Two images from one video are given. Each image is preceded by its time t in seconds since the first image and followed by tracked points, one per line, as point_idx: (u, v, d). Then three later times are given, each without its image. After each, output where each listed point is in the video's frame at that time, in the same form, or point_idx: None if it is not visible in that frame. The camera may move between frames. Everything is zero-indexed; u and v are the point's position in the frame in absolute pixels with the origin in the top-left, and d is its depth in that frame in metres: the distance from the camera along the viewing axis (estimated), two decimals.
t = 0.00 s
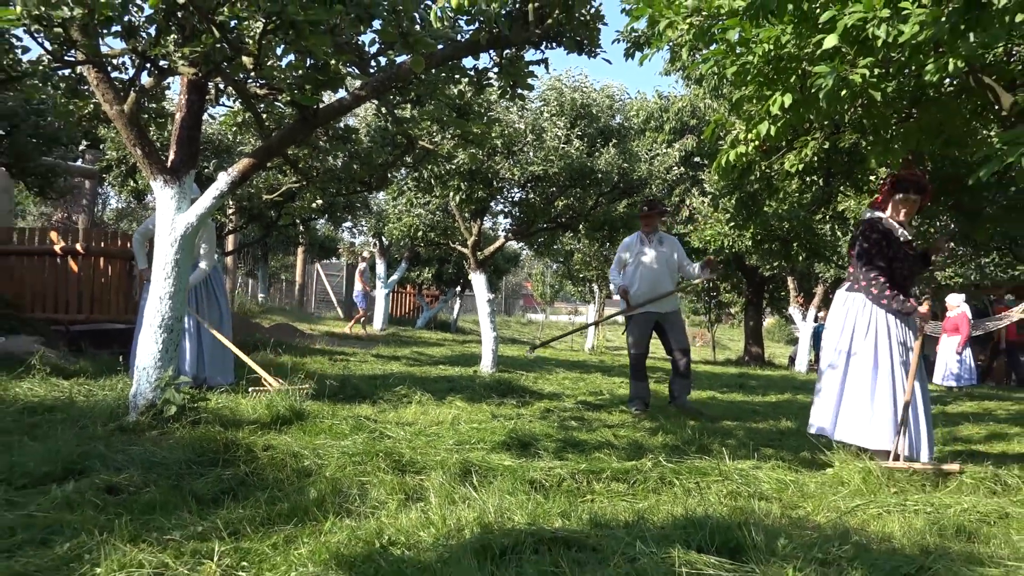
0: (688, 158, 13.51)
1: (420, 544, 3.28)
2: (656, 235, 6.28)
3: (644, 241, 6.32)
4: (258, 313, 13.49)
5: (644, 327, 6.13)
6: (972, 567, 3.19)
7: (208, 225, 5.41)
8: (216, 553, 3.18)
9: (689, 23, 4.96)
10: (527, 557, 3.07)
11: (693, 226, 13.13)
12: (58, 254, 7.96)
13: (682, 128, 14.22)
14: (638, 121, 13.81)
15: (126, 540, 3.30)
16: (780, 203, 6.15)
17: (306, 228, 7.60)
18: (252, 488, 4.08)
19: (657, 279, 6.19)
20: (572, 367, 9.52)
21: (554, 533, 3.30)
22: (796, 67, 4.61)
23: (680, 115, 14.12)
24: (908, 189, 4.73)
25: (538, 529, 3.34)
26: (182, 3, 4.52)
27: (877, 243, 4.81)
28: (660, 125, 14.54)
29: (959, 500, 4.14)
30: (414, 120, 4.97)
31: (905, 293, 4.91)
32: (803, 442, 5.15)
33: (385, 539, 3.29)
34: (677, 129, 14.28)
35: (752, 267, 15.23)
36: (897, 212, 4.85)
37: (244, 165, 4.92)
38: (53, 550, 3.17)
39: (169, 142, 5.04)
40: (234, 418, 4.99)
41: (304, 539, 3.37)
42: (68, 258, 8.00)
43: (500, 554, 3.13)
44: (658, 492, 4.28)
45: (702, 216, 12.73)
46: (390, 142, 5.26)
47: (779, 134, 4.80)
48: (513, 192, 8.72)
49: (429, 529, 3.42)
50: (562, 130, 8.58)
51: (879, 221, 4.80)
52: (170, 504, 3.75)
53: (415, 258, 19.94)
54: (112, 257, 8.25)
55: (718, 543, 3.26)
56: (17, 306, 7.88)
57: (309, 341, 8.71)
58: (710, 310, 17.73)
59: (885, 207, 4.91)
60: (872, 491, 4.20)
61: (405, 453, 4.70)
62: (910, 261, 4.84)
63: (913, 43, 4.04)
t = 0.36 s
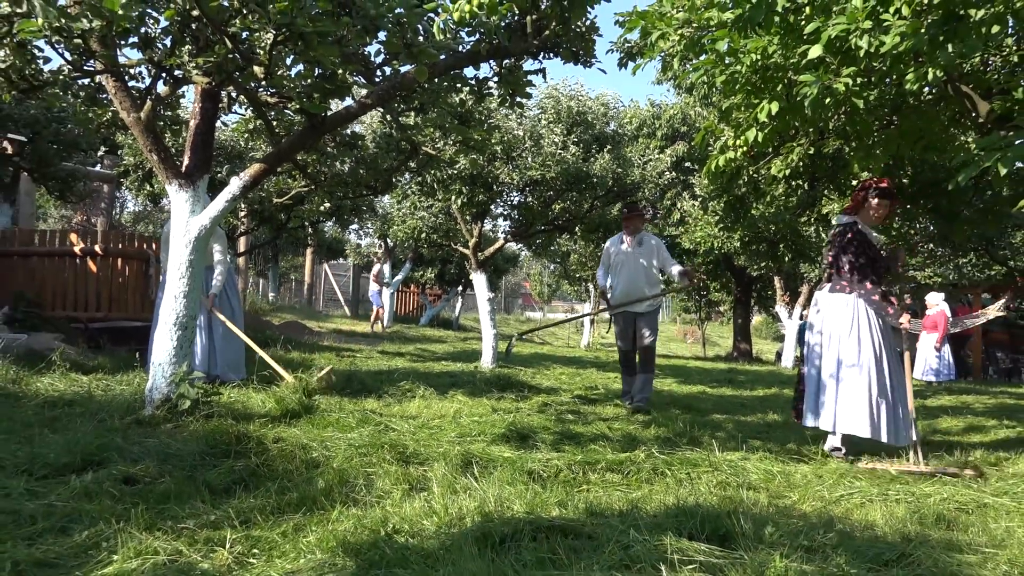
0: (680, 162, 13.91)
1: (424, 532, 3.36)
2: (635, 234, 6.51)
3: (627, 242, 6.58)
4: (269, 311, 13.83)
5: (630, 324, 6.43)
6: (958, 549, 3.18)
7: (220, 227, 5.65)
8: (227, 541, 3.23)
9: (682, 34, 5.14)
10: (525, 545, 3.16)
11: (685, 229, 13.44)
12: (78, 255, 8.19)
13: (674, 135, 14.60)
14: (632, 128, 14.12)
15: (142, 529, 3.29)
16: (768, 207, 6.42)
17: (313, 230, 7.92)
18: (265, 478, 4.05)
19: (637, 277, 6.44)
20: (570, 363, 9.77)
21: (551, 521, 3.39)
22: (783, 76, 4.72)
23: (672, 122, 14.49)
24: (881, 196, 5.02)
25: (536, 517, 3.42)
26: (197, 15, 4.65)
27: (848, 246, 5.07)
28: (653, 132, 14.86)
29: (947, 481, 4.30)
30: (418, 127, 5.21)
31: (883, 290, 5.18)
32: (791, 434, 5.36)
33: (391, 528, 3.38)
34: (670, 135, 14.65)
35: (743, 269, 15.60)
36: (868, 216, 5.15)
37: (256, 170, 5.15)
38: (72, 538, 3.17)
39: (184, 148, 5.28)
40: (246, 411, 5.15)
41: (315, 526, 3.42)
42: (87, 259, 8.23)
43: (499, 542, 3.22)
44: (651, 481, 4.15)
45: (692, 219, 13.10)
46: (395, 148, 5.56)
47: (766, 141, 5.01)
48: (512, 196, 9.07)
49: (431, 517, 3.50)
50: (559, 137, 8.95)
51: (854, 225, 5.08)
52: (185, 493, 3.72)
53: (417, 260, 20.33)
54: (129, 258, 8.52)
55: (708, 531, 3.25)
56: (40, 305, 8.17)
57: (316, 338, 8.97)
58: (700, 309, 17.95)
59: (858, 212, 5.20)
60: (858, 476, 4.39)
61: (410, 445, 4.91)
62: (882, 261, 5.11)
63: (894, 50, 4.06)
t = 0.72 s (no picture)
0: (680, 162, 13.92)
1: (422, 530, 3.36)
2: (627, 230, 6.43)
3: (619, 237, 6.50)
4: (267, 310, 13.84)
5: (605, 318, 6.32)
6: (957, 548, 3.19)
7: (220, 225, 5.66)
8: (226, 539, 3.23)
9: (681, 33, 5.13)
10: (524, 543, 3.17)
11: (683, 227, 13.47)
12: (77, 253, 8.21)
13: (673, 134, 14.61)
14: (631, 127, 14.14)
15: (140, 526, 3.29)
16: (766, 206, 6.42)
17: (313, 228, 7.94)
18: (263, 477, 4.04)
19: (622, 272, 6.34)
20: (570, 361, 9.79)
21: (549, 519, 3.40)
22: (782, 75, 4.71)
23: (671, 121, 14.49)
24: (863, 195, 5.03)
25: (535, 516, 3.43)
26: (197, 12, 4.60)
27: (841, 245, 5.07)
28: (652, 131, 14.87)
29: (948, 479, 4.29)
30: (417, 125, 5.22)
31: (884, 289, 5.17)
32: (788, 433, 5.37)
33: (389, 526, 3.39)
34: (669, 135, 14.66)
35: (741, 268, 15.63)
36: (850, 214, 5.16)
37: (254, 168, 5.15)
38: (70, 536, 3.17)
39: (183, 145, 5.28)
40: (244, 408, 5.14)
41: (312, 525, 3.42)
42: (86, 257, 8.24)
43: (498, 540, 3.22)
44: (650, 480, 4.18)
45: (691, 219, 13.12)
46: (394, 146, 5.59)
47: (765, 139, 5.01)
48: (511, 195, 9.12)
49: (430, 516, 3.50)
50: (559, 136, 8.97)
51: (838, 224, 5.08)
52: (183, 491, 3.72)
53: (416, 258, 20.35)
54: (127, 256, 8.45)
55: (706, 529, 3.26)
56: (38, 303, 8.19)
57: (315, 337, 8.97)
58: (699, 307, 17.95)
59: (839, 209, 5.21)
60: (857, 475, 4.38)
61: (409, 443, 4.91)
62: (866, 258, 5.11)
63: (895, 50, 4.06)
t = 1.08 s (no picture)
0: (680, 160, 13.92)
1: (422, 528, 3.36)
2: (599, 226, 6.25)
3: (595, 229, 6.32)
4: (267, 307, 13.85)
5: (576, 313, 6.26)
6: (957, 547, 3.19)
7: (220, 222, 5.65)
8: (226, 536, 3.23)
9: (682, 31, 5.12)
10: (524, 541, 3.16)
11: (683, 225, 13.49)
12: (76, 250, 8.19)
13: (673, 132, 14.61)
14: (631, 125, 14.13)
15: (140, 523, 3.29)
16: (766, 204, 6.42)
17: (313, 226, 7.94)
18: (263, 474, 4.04)
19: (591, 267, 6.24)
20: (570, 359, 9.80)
21: (549, 516, 3.40)
22: (783, 72, 4.69)
23: (671, 119, 14.48)
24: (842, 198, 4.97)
25: (535, 513, 3.43)
26: (197, 10, 4.57)
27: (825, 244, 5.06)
28: (652, 129, 14.86)
29: (949, 478, 4.28)
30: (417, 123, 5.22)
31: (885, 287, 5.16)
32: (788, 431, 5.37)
33: (389, 523, 3.39)
34: (669, 133, 14.66)
35: (741, 266, 15.64)
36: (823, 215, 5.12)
37: (254, 165, 5.14)
38: (70, 533, 3.18)
39: (182, 142, 5.27)
40: (244, 405, 5.14)
41: (312, 522, 3.42)
42: (85, 254, 8.23)
43: (497, 537, 3.22)
44: (650, 478, 4.17)
45: (691, 217, 13.13)
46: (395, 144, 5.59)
47: (765, 137, 5.01)
48: (512, 192, 9.12)
49: (430, 513, 3.50)
50: (559, 133, 8.97)
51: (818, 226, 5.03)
52: (183, 488, 3.72)
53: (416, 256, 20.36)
54: (127, 252, 8.55)
55: (706, 527, 3.26)
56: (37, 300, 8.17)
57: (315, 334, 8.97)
58: (698, 305, 17.95)
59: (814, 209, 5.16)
60: (857, 473, 4.38)
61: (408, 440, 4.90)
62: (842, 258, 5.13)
63: (896, 49, 4.05)
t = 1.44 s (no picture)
0: (681, 159, 13.92)
1: (422, 526, 3.36)
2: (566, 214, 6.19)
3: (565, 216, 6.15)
4: (268, 305, 13.87)
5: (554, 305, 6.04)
6: (957, 547, 3.19)
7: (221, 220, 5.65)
8: (226, 534, 3.24)
9: (683, 30, 5.11)
10: (524, 540, 3.17)
11: (683, 224, 13.49)
12: (77, 248, 8.20)
13: (674, 131, 14.61)
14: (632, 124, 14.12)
15: (140, 521, 3.30)
16: (766, 202, 6.42)
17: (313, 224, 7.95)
18: (263, 472, 4.04)
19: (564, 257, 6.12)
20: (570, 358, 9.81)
21: (549, 515, 3.40)
22: (784, 72, 4.67)
23: (672, 118, 14.47)
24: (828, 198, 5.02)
25: (535, 512, 3.43)
26: (198, 7, 4.54)
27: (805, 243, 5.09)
28: (653, 128, 14.85)
29: (949, 477, 4.28)
30: (418, 122, 5.21)
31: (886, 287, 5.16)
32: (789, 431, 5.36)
33: (389, 522, 3.39)
34: (670, 132, 14.67)
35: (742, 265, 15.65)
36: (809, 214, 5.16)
37: (255, 163, 5.14)
38: (70, 530, 3.18)
39: (183, 140, 5.26)
40: (245, 403, 5.13)
41: (312, 520, 3.42)
42: (86, 252, 8.24)
43: (497, 536, 3.23)
44: (650, 477, 4.17)
45: (691, 216, 13.13)
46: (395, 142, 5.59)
47: (766, 136, 5.00)
48: (512, 191, 9.13)
49: (430, 512, 3.50)
50: (560, 132, 8.97)
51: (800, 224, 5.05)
52: (183, 486, 3.72)
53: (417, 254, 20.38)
54: (127, 250, 8.53)
55: (706, 526, 3.27)
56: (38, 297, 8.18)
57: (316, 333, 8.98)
58: (699, 304, 17.96)
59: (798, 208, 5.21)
60: (857, 473, 4.38)
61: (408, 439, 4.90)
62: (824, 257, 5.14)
63: (898, 49, 4.04)
